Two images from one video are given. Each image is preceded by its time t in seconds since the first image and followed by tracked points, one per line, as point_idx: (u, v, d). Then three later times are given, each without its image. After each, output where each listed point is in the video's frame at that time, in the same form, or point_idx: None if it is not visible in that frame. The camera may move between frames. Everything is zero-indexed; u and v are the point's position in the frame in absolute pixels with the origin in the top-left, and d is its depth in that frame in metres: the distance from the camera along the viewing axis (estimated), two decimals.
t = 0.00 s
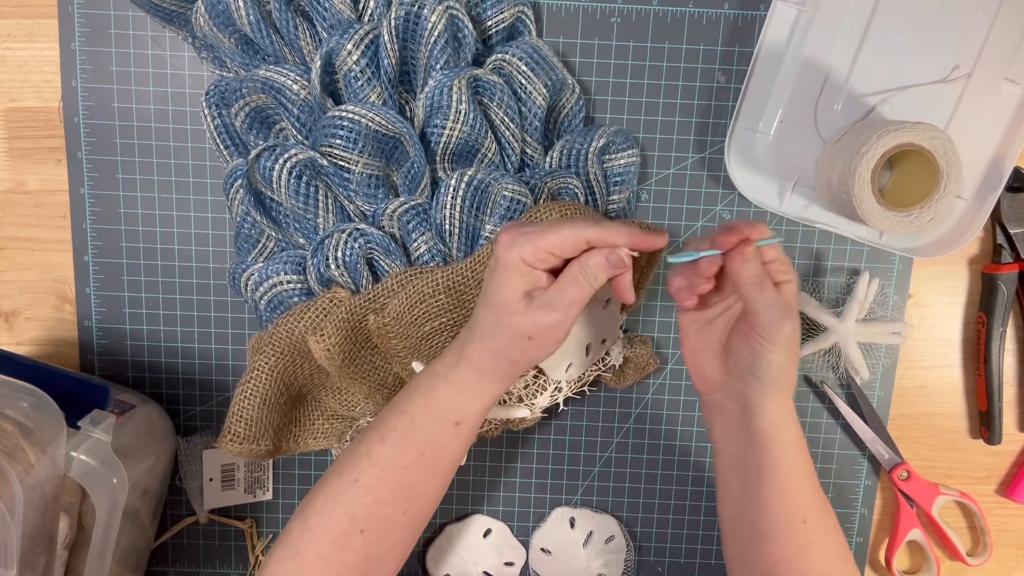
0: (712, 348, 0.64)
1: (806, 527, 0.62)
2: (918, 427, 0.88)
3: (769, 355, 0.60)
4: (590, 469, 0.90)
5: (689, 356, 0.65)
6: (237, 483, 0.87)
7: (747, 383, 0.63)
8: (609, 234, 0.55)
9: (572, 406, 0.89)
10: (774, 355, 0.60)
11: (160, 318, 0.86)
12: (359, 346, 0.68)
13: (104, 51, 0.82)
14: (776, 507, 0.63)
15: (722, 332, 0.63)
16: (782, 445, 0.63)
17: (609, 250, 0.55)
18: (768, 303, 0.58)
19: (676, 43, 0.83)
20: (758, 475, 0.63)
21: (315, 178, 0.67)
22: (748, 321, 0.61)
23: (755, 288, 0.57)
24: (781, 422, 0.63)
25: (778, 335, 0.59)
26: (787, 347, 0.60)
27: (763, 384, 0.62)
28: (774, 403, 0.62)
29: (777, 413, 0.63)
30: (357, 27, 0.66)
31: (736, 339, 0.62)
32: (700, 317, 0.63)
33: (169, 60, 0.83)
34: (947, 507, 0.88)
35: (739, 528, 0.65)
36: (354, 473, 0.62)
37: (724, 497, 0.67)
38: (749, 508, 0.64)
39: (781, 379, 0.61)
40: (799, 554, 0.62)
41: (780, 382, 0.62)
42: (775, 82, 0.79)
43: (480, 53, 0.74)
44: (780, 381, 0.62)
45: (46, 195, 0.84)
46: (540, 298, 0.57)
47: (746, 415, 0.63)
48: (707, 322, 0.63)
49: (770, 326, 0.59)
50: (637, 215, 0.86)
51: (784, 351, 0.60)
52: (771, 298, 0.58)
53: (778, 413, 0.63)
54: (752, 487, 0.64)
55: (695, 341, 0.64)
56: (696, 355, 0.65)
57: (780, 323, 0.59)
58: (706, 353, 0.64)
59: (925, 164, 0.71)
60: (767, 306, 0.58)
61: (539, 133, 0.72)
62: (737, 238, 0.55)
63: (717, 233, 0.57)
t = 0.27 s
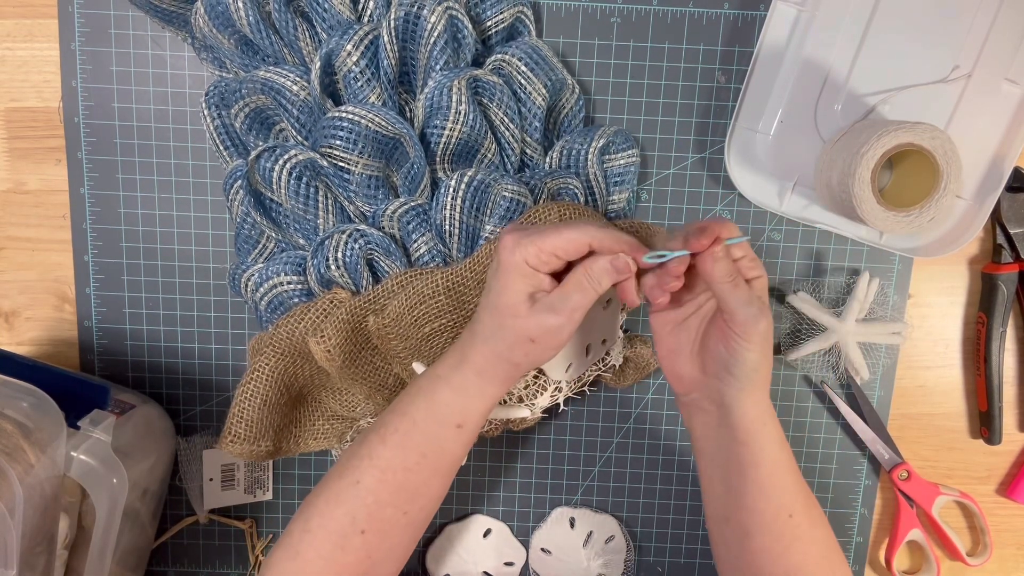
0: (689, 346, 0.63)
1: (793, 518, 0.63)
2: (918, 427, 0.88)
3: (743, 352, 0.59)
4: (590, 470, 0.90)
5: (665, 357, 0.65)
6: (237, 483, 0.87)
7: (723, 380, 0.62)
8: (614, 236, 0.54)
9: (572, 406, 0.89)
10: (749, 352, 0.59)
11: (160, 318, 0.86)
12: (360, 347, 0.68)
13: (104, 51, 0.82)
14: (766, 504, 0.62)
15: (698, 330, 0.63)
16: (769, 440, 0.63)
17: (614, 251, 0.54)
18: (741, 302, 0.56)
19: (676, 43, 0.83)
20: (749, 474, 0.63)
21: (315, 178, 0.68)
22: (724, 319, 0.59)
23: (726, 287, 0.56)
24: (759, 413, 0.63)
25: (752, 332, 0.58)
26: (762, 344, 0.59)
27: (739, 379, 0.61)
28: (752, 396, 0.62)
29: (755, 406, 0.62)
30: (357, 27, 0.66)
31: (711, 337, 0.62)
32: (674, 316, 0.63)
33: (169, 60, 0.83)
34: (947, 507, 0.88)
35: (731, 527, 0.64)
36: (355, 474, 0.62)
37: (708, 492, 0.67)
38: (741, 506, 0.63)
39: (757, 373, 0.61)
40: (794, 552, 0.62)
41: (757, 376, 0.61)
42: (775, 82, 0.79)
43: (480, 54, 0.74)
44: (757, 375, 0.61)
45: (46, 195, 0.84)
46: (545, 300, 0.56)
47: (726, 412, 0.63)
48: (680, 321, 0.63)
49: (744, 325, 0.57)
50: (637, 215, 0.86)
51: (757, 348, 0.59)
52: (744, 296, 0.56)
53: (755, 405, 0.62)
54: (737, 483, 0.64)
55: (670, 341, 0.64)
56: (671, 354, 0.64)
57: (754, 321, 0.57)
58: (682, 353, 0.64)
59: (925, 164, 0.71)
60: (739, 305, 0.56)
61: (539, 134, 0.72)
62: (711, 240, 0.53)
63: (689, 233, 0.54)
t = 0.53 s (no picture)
0: (689, 348, 0.63)
1: (792, 520, 0.63)
2: (918, 427, 0.88)
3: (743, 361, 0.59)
4: (590, 470, 0.90)
5: (665, 358, 0.65)
6: (237, 483, 0.87)
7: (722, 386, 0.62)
8: (610, 242, 0.54)
9: (572, 406, 0.89)
10: (747, 361, 0.59)
11: (160, 318, 0.86)
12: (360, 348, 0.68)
13: (104, 51, 0.82)
14: (764, 505, 0.62)
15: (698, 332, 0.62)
16: (768, 441, 0.63)
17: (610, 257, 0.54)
18: (741, 313, 0.55)
19: (676, 43, 0.83)
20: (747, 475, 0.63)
21: (315, 179, 0.68)
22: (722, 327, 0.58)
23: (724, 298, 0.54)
24: (759, 418, 0.63)
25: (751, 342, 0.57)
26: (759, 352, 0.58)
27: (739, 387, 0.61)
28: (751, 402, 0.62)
29: (755, 411, 0.62)
30: (357, 28, 0.66)
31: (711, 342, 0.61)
32: (676, 317, 0.63)
33: (169, 60, 0.83)
34: (947, 507, 0.88)
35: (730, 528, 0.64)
36: (356, 476, 0.62)
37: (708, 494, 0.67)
38: (740, 509, 0.63)
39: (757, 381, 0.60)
40: (794, 553, 0.62)
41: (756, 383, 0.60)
42: (775, 82, 0.79)
43: (480, 54, 0.74)
44: (756, 382, 0.61)
45: (46, 195, 0.84)
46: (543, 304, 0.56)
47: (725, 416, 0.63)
48: (681, 322, 0.63)
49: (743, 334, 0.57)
50: (637, 215, 0.86)
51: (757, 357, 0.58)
52: (743, 307, 0.55)
53: (755, 411, 0.62)
54: (736, 486, 0.64)
55: (671, 342, 0.64)
56: (671, 356, 0.64)
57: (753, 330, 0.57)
58: (682, 356, 0.64)
59: (925, 164, 0.71)
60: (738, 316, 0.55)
61: (539, 134, 0.72)
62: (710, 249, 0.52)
63: (689, 241, 0.54)
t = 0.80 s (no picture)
0: (685, 348, 0.63)
1: (789, 520, 0.62)
2: (918, 427, 0.88)
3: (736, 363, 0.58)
4: (590, 470, 0.90)
5: (662, 357, 0.65)
6: (237, 483, 0.87)
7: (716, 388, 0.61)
8: (614, 244, 0.53)
9: (572, 406, 0.89)
10: (739, 364, 0.58)
11: (160, 318, 0.86)
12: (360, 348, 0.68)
13: (104, 51, 0.82)
14: (763, 505, 0.62)
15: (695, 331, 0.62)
16: (766, 443, 0.63)
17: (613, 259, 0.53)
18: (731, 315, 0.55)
19: (676, 43, 0.83)
20: (746, 475, 0.63)
21: (315, 179, 0.68)
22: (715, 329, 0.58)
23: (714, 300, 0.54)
24: (755, 419, 0.62)
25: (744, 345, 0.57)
26: (756, 355, 0.58)
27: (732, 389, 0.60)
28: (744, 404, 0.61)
29: (749, 413, 0.62)
30: (357, 28, 0.66)
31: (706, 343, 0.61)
32: (674, 316, 0.63)
33: (169, 60, 0.83)
34: (947, 507, 0.88)
35: (730, 529, 0.64)
36: (359, 479, 0.62)
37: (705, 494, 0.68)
38: (738, 507, 0.63)
39: (750, 383, 0.60)
40: (793, 552, 0.62)
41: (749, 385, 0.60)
42: (774, 82, 0.79)
43: (480, 54, 0.74)
44: (750, 385, 0.60)
45: (46, 195, 0.84)
46: (548, 307, 0.56)
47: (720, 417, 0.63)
48: (679, 321, 0.63)
49: (734, 337, 0.56)
50: (637, 215, 0.86)
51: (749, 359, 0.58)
52: (733, 310, 0.55)
53: (748, 412, 0.62)
54: (733, 487, 0.64)
55: (669, 342, 0.64)
56: (668, 355, 0.64)
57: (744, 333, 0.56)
58: (679, 355, 0.64)
59: (924, 164, 0.71)
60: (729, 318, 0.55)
61: (539, 134, 0.72)
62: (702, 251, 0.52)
63: (681, 242, 0.53)
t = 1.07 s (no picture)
0: (683, 345, 0.63)
1: (785, 519, 0.62)
2: (918, 427, 0.88)
3: (731, 359, 0.59)
4: (590, 469, 0.90)
5: (660, 352, 0.65)
6: (237, 483, 0.87)
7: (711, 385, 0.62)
8: (614, 244, 0.52)
9: (572, 406, 0.89)
10: (733, 360, 0.59)
11: (160, 318, 0.86)
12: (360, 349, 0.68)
13: (104, 51, 0.82)
14: (762, 504, 0.62)
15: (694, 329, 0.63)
16: (765, 444, 0.63)
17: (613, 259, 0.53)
18: (723, 310, 0.55)
19: (676, 43, 0.83)
20: (746, 475, 0.63)
21: (315, 179, 0.68)
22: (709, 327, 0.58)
23: (707, 296, 0.54)
24: (752, 419, 0.62)
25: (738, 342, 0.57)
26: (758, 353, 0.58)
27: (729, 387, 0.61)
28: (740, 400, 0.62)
29: (746, 412, 0.62)
30: (357, 28, 0.66)
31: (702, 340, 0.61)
32: (673, 313, 0.63)
33: (169, 60, 0.83)
34: (947, 507, 0.88)
35: (729, 529, 0.64)
36: (359, 479, 0.62)
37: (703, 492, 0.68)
38: (738, 507, 0.63)
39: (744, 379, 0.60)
40: (793, 552, 0.62)
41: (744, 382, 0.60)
42: (775, 82, 0.79)
43: (480, 54, 0.74)
44: (744, 382, 0.60)
45: (46, 195, 0.84)
46: (550, 307, 0.56)
47: (716, 414, 0.63)
48: (679, 318, 0.63)
49: (727, 332, 0.57)
50: (637, 215, 0.86)
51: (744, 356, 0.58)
52: (727, 306, 0.55)
53: (744, 410, 0.62)
54: (730, 485, 0.64)
55: (668, 338, 0.64)
56: (667, 351, 0.65)
57: (738, 329, 0.56)
58: (677, 352, 0.64)
59: (924, 164, 0.71)
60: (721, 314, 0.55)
61: (539, 134, 0.72)
62: (698, 245, 0.51)
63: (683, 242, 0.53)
